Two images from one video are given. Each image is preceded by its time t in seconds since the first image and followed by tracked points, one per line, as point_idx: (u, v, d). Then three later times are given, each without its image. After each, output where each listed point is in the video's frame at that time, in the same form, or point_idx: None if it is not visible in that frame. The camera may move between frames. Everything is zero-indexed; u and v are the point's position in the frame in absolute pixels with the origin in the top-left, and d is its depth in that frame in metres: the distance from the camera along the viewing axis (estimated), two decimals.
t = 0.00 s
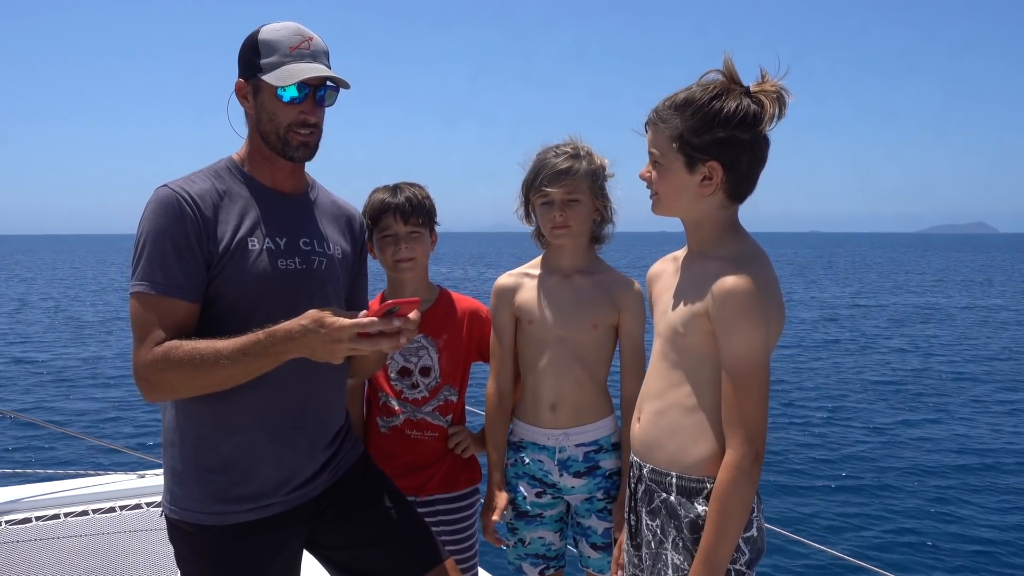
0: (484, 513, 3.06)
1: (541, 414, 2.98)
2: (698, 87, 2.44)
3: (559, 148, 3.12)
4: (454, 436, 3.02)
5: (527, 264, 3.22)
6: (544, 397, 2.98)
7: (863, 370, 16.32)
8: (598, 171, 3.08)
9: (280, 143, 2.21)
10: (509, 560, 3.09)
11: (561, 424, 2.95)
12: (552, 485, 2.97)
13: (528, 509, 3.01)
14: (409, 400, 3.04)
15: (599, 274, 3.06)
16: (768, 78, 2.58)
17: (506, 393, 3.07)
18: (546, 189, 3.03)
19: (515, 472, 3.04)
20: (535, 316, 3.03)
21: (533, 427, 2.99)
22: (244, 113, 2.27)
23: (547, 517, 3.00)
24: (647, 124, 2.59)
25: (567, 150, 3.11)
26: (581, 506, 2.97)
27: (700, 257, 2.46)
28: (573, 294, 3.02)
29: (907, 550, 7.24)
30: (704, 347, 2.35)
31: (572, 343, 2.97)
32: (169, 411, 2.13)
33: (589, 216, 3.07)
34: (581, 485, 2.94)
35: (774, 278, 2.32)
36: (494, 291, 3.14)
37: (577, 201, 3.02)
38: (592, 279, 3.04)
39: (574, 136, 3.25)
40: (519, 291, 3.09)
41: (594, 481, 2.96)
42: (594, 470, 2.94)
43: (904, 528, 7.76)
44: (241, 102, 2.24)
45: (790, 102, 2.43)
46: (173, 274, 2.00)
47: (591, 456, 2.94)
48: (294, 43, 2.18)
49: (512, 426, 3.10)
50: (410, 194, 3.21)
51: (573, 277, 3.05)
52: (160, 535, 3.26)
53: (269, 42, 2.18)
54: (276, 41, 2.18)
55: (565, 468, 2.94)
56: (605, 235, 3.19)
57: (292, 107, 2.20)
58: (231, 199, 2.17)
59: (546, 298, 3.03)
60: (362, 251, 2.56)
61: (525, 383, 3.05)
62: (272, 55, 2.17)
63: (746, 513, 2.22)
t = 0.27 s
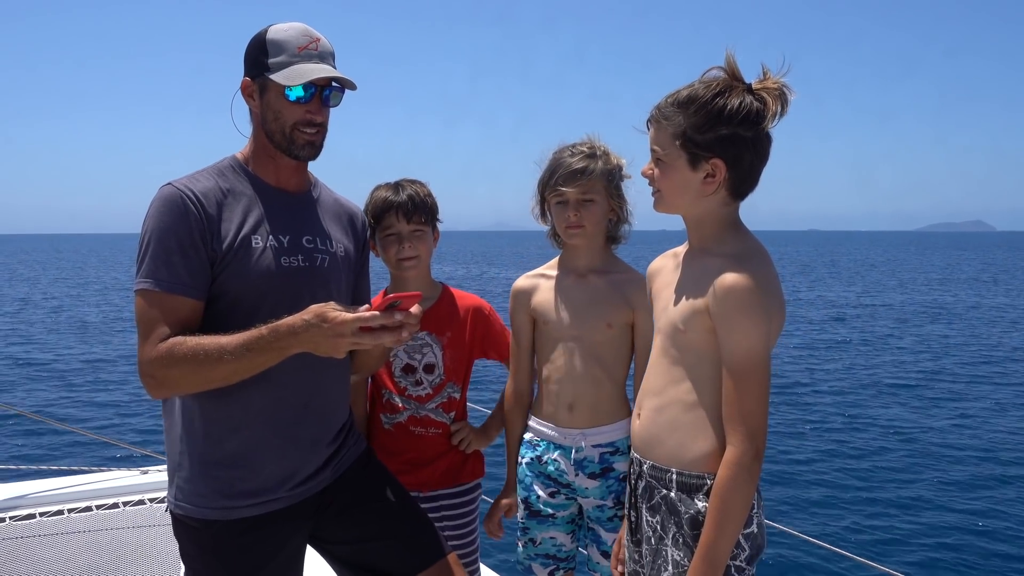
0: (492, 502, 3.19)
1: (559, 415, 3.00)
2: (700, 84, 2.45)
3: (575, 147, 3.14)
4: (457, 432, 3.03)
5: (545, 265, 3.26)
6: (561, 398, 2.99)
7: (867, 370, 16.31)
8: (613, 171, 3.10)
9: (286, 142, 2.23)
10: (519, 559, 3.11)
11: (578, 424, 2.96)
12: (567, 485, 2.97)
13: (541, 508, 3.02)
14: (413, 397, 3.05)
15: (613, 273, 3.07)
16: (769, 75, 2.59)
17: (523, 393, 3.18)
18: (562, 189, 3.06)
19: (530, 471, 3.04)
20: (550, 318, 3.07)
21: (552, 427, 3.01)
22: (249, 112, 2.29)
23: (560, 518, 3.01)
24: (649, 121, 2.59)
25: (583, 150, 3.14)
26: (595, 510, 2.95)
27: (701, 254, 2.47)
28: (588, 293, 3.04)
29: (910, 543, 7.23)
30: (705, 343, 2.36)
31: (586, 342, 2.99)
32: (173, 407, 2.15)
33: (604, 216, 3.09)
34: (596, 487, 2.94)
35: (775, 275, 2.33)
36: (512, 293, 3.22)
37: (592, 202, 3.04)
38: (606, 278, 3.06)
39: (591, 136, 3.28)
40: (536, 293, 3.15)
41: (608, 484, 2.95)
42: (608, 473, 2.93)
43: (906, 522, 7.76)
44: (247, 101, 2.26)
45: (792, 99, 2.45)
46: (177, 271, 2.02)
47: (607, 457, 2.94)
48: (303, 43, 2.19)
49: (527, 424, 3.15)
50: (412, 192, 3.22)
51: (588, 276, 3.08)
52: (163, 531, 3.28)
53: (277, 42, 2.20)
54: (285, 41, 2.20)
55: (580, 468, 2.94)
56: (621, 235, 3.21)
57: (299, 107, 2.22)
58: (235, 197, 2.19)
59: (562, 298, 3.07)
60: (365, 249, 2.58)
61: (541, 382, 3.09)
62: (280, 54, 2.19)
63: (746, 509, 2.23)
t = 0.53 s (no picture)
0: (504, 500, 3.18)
1: (575, 411, 3.02)
2: (699, 81, 2.47)
3: (592, 143, 3.14)
4: (458, 428, 3.04)
5: (563, 260, 3.28)
6: (578, 393, 3.01)
7: (869, 370, 16.30)
8: (628, 167, 3.09)
9: (293, 140, 2.24)
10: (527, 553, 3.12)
11: (594, 421, 2.97)
12: (581, 481, 3.00)
13: (554, 504, 3.04)
14: (414, 393, 3.06)
15: (630, 268, 3.08)
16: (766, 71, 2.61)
17: (543, 387, 3.21)
18: (575, 185, 3.07)
19: (545, 467, 3.06)
20: (566, 312, 3.10)
21: (569, 423, 3.02)
22: (256, 110, 2.30)
23: (572, 514, 3.03)
24: (648, 120, 2.60)
25: (600, 145, 3.14)
26: (605, 509, 2.97)
27: (705, 251, 2.48)
28: (602, 287, 3.06)
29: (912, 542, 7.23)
30: (708, 340, 2.37)
31: (602, 336, 3.01)
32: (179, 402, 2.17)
33: (620, 211, 3.10)
34: (609, 484, 2.97)
35: (777, 272, 2.34)
36: (530, 288, 3.25)
37: (606, 197, 3.05)
38: (622, 272, 3.07)
39: (609, 131, 3.26)
40: (552, 288, 3.18)
41: (621, 481, 2.98)
42: (621, 471, 2.95)
43: (909, 522, 7.76)
44: (254, 99, 2.27)
45: (788, 94, 2.48)
46: (184, 266, 2.03)
47: (621, 455, 2.96)
48: (310, 40, 2.20)
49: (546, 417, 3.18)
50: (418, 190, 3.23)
51: (603, 271, 3.10)
52: (169, 526, 3.29)
53: (284, 40, 2.21)
54: (292, 39, 2.21)
55: (594, 465, 2.96)
56: (638, 230, 3.21)
57: (306, 104, 2.23)
58: (241, 193, 2.20)
59: (578, 292, 3.10)
60: (370, 246, 2.59)
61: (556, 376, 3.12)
62: (287, 53, 2.20)
63: (749, 505, 2.24)
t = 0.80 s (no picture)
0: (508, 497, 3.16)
1: (583, 411, 3.01)
2: (694, 81, 2.47)
3: (600, 143, 3.14)
4: (454, 427, 3.05)
5: (573, 259, 3.28)
6: (586, 392, 3.00)
7: (872, 373, 16.27)
8: (637, 167, 3.08)
9: (294, 140, 2.25)
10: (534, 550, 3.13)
11: (602, 422, 2.97)
12: (587, 481, 3.00)
13: (561, 504, 3.04)
14: (411, 391, 3.07)
15: (638, 267, 3.08)
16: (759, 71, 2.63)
17: (549, 385, 3.22)
18: (584, 184, 3.07)
19: (552, 467, 3.06)
20: (575, 310, 3.10)
21: (576, 423, 3.02)
22: (257, 110, 2.31)
23: (579, 514, 3.03)
24: (643, 123, 2.60)
25: (608, 145, 3.13)
26: (611, 508, 2.98)
27: (705, 250, 2.48)
28: (610, 286, 3.06)
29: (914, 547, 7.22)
30: (708, 339, 2.37)
31: (610, 335, 3.00)
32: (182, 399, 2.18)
33: (628, 211, 3.09)
34: (615, 485, 2.97)
35: (777, 271, 2.34)
36: (540, 286, 3.25)
37: (615, 197, 3.04)
38: (631, 271, 3.07)
39: (619, 131, 3.26)
40: (560, 286, 3.18)
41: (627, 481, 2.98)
42: (627, 471, 2.95)
43: (911, 524, 7.75)
44: (256, 98, 2.28)
45: (782, 92, 2.50)
46: (187, 263, 2.04)
47: (627, 456, 2.96)
48: (311, 39, 2.21)
49: (551, 416, 3.18)
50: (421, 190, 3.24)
51: (612, 269, 3.09)
52: (175, 523, 3.30)
53: (285, 39, 2.22)
54: (292, 38, 2.22)
55: (600, 466, 2.96)
56: (647, 230, 3.20)
57: (306, 103, 2.23)
58: (244, 191, 2.21)
59: (586, 291, 3.10)
60: (372, 244, 2.59)
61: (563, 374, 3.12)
62: (288, 52, 2.21)
63: (751, 504, 2.24)
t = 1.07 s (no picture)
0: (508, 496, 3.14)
1: (584, 411, 3.02)
2: (692, 81, 2.48)
3: (605, 143, 3.14)
4: (453, 426, 3.06)
5: (576, 258, 3.28)
6: (587, 393, 3.01)
7: (876, 370, 16.22)
8: (641, 168, 3.09)
9: (294, 139, 2.26)
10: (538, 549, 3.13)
11: (602, 422, 2.97)
12: (589, 480, 3.01)
13: (565, 504, 3.05)
14: (409, 391, 3.08)
15: (641, 268, 3.09)
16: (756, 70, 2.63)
17: (549, 385, 3.21)
18: (589, 184, 3.07)
19: (555, 468, 3.07)
20: (578, 310, 3.11)
21: (577, 424, 3.03)
22: (258, 109, 2.32)
23: (582, 514, 3.04)
24: (642, 124, 2.60)
25: (613, 146, 3.14)
26: (612, 507, 2.98)
27: (705, 249, 2.49)
28: (613, 286, 3.06)
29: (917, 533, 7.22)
30: (709, 338, 2.38)
31: (613, 334, 3.01)
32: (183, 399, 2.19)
33: (632, 212, 3.10)
34: (616, 484, 2.97)
35: (777, 270, 2.35)
36: (541, 286, 3.26)
37: (619, 197, 3.05)
38: (634, 272, 3.08)
39: (625, 131, 3.26)
40: (563, 286, 3.18)
41: (628, 481, 2.98)
42: (628, 471, 2.96)
43: (914, 512, 7.74)
44: (255, 98, 2.29)
45: (779, 91, 2.50)
46: (186, 263, 2.05)
47: (628, 456, 2.97)
48: (309, 39, 2.22)
49: (551, 416, 3.18)
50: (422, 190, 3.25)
51: (615, 270, 3.10)
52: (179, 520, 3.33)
53: (283, 39, 2.23)
54: (291, 37, 2.23)
55: (601, 466, 2.97)
56: (651, 230, 3.20)
57: (306, 103, 2.24)
58: (243, 190, 2.22)
59: (590, 291, 3.10)
60: (372, 243, 2.60)
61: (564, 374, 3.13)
62: (287, 51, 2.22)
63: (752, 502, 2.25)
